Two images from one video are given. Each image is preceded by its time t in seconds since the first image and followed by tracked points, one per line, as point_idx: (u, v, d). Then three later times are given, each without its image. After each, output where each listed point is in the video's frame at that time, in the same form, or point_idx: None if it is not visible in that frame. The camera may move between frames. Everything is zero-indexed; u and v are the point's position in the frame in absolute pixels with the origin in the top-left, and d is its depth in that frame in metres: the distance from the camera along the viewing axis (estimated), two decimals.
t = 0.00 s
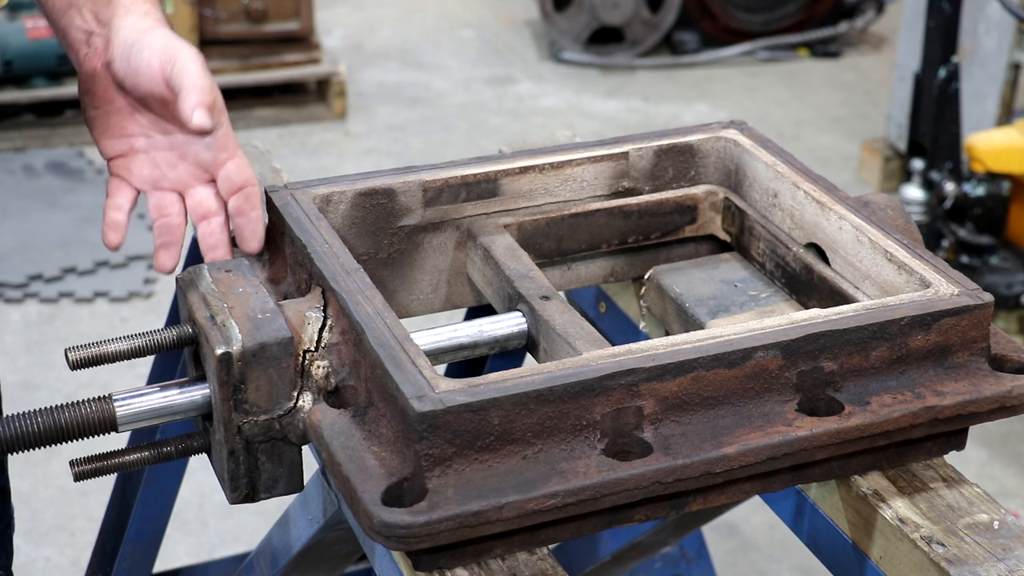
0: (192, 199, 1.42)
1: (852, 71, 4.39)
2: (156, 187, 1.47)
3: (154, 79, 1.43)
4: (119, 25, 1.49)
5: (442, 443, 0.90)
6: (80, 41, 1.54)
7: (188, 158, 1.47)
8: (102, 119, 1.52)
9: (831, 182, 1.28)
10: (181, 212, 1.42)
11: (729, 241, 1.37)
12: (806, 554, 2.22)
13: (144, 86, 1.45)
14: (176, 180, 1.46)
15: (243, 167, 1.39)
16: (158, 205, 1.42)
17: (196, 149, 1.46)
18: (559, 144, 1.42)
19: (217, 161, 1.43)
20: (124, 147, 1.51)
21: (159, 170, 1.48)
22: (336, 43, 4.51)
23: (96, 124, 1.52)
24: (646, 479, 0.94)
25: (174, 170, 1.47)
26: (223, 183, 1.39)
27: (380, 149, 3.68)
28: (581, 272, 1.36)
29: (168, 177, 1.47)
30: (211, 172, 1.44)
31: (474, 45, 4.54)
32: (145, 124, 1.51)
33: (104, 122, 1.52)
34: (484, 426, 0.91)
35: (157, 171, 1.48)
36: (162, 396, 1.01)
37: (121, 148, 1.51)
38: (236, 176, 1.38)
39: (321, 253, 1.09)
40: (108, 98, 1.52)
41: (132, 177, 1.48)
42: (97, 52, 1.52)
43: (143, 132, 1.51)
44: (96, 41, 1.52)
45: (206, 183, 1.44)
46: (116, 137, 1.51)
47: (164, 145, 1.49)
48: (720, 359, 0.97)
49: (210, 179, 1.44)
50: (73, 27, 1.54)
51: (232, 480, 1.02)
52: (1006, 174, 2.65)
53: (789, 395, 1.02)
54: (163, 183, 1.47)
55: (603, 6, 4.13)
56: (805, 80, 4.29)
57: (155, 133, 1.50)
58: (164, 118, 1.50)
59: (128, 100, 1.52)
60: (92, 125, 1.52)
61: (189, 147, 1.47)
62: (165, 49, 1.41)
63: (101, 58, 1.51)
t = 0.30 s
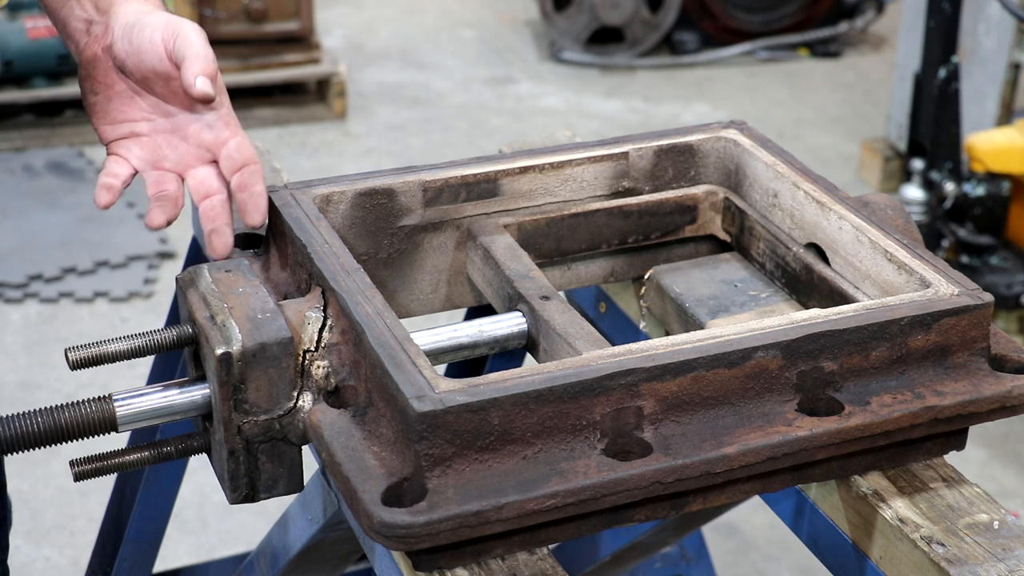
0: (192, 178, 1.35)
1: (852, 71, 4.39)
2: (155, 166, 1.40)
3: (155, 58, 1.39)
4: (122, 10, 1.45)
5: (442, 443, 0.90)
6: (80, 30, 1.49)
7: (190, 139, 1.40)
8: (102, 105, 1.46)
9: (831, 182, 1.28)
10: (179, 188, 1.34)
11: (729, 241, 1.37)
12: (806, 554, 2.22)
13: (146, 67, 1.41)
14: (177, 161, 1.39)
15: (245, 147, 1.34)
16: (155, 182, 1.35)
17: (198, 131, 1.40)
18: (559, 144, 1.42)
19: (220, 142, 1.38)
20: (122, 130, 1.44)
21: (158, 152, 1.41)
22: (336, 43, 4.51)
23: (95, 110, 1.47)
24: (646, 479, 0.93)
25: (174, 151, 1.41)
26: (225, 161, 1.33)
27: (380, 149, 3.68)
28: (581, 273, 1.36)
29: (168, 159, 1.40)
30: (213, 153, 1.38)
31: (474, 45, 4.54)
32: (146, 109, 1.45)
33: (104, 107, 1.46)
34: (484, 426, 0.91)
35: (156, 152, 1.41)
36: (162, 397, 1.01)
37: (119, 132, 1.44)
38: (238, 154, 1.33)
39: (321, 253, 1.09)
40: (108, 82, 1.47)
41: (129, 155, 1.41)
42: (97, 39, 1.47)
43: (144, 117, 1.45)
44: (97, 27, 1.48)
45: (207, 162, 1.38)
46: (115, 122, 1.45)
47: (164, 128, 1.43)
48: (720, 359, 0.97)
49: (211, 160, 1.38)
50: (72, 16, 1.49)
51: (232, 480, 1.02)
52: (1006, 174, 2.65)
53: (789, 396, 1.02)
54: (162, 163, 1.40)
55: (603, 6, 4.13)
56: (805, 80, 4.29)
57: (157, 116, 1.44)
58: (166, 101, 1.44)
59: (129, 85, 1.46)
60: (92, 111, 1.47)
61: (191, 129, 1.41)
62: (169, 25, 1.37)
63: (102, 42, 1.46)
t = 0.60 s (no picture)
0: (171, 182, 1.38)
1: (852, 71, 4.39)
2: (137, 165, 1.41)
3: (148, 61, 1.41)
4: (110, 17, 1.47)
5: (442, 443, 0.90)
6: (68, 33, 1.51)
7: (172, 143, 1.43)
8: (90, 104, 1.48)
9: (831, 182, 1.28)
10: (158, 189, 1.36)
11: (729, 241, 1.37)
12: (806, 554, 2.22)
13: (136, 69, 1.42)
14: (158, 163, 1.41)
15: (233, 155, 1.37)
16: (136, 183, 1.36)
17: (184, 133, 1.43)
18: (559, 144, 1.42)
19: (205, 148, 1.41)
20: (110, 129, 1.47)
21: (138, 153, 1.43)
22: (336, 43, 4.51)
23: (82, 109, 1.49)
24: (645, 479, 0.93)
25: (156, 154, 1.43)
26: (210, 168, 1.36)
27: (380, 149, 3.68)
28: (581, 273, 1.35)
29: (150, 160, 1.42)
30: (197, 158, 1.41)
31: (474, 45, 4.54)
32: (134, 109, 1.47)
33: (92, 105, 1.48)
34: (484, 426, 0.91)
35: (140, 153, 1.43)
36: (162, 396, 1.01)
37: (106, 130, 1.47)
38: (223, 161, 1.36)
39: (320, 253, 1.09)
40: (95, 82, 1.49)
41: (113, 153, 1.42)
42: (89, 39, 1.48)
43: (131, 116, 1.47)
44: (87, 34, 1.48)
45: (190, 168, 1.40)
46: (104, 121, 1.47)
47: (151, 129, 1.45)
48: (720, 359, 0.97)
49: (194, 164, 1.40)
50: (66, 19, 1.51)
51: (232, 480, 1.02)
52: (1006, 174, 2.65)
53: (789, 396, 1.02)
54: (146, 163, 1.41)
55: (603, 6, 4.13)
56: (805, 80, 4.29)
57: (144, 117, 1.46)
58: (154, 103, 1.46)
59: (119, 85, 1.48)
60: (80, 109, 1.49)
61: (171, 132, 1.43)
62: (164, 24, 1.38)
63: (92, 44, 1.48)
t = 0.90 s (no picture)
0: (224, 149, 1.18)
1: (851, 71, 4.39)
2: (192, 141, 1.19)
3: (196, 18, 1.24)
4: None
5: (442, 443, 0.90)
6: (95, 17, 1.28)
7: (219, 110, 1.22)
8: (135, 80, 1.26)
9: (832, 182, 1.28)
10: (215, 162, 1.16)
11: (729, 241, 1.37)
12: (806, 554, 2.22)
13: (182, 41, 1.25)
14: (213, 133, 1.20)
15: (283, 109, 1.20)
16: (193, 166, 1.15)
17: (233, 98, 1.23)
18: (559, 144, 1.42)
19: (255, 109, 1.21)
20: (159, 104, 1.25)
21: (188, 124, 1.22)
22: (336, 43, 4.51)
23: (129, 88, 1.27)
24: (646, 478, 0.94)
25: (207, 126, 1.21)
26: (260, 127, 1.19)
27: (380, 149, 3.68)
28: (581, 273, 1.36)
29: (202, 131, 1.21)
30: (248, 121, 1.21)
31: (474, 45, 4.54)
32: (182, 81, 1.26)
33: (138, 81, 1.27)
34: (484, 426, 0.91)
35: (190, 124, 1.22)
36: (162, 396, 1.01)
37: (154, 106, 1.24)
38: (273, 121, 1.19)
39: (321, 253, 1.09)
40: (133, 55, 1.26)
41: (159, 128, 1.20)
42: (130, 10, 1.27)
43: (175, 88, 1.26)
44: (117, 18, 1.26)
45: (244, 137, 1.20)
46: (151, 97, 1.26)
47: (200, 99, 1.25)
48: (720, 359, 0.97)
49: (249, 129, 1.20)
50: None
51: (232, 480, 1.02)
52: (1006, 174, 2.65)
53: (789, 395, 1.02)
54: (198, 135, 1.20)
55: (603, 7, 4.13)
56: (804, 80, 4.29)
57: (191, 87, 1.26)
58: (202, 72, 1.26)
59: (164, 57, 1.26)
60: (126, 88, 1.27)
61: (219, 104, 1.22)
62: None
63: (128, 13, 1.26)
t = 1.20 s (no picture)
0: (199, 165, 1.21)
1: (851, 71, 4.39)
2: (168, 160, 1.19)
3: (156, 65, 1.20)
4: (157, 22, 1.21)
5: (442, 442, 0.90)
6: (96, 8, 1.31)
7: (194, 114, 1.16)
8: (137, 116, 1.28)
9: (831, 182, 1.28)
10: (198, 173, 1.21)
11: (729, 241, 1.37)
12: (806, 554, 2.22)
13: (175, 62, 1.18)
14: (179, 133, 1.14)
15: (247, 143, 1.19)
16: (169, 162, 1.19)
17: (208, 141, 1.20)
18: (559, 144, 1.42)
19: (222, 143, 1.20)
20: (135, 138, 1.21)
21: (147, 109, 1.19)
22: (336, 43, 4.51)
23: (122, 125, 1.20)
24: (645, 479, 0.94)
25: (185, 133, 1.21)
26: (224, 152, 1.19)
27: (380, 149, 3.68)
28: (582, 273, 1.36)
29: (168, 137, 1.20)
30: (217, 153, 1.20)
31: (474, 45, 4.54)
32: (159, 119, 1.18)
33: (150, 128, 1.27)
34: (484, 426, 0.91)
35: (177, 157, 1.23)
36: (163, 397, 1.01)
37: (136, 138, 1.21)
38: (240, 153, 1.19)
39: (320, 253, 1.09)
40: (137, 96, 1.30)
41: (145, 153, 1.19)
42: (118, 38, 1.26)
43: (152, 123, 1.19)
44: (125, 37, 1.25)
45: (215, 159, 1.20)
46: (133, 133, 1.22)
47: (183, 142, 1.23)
48: (720, 359, 0.97)
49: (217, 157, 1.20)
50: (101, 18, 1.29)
51: (232, 480, 1.02)
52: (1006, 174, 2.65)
53: (789, 396, 1.02)
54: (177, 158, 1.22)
55: (603, 6, 4.13)
56: (804, 80, 4.29)
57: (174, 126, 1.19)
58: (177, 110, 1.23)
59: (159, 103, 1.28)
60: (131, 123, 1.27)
61: (189, 107, 1.16)
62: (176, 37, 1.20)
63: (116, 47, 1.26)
